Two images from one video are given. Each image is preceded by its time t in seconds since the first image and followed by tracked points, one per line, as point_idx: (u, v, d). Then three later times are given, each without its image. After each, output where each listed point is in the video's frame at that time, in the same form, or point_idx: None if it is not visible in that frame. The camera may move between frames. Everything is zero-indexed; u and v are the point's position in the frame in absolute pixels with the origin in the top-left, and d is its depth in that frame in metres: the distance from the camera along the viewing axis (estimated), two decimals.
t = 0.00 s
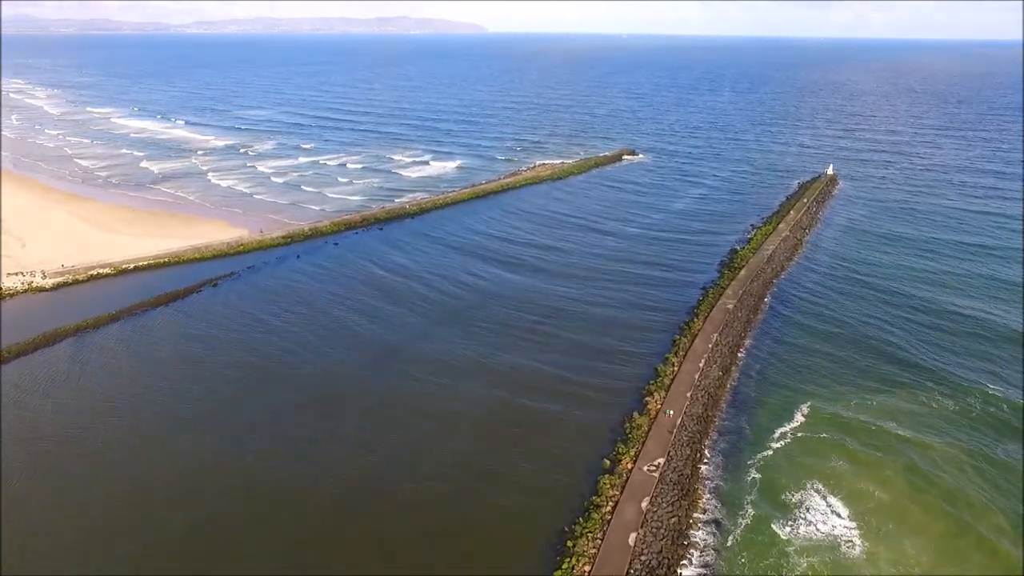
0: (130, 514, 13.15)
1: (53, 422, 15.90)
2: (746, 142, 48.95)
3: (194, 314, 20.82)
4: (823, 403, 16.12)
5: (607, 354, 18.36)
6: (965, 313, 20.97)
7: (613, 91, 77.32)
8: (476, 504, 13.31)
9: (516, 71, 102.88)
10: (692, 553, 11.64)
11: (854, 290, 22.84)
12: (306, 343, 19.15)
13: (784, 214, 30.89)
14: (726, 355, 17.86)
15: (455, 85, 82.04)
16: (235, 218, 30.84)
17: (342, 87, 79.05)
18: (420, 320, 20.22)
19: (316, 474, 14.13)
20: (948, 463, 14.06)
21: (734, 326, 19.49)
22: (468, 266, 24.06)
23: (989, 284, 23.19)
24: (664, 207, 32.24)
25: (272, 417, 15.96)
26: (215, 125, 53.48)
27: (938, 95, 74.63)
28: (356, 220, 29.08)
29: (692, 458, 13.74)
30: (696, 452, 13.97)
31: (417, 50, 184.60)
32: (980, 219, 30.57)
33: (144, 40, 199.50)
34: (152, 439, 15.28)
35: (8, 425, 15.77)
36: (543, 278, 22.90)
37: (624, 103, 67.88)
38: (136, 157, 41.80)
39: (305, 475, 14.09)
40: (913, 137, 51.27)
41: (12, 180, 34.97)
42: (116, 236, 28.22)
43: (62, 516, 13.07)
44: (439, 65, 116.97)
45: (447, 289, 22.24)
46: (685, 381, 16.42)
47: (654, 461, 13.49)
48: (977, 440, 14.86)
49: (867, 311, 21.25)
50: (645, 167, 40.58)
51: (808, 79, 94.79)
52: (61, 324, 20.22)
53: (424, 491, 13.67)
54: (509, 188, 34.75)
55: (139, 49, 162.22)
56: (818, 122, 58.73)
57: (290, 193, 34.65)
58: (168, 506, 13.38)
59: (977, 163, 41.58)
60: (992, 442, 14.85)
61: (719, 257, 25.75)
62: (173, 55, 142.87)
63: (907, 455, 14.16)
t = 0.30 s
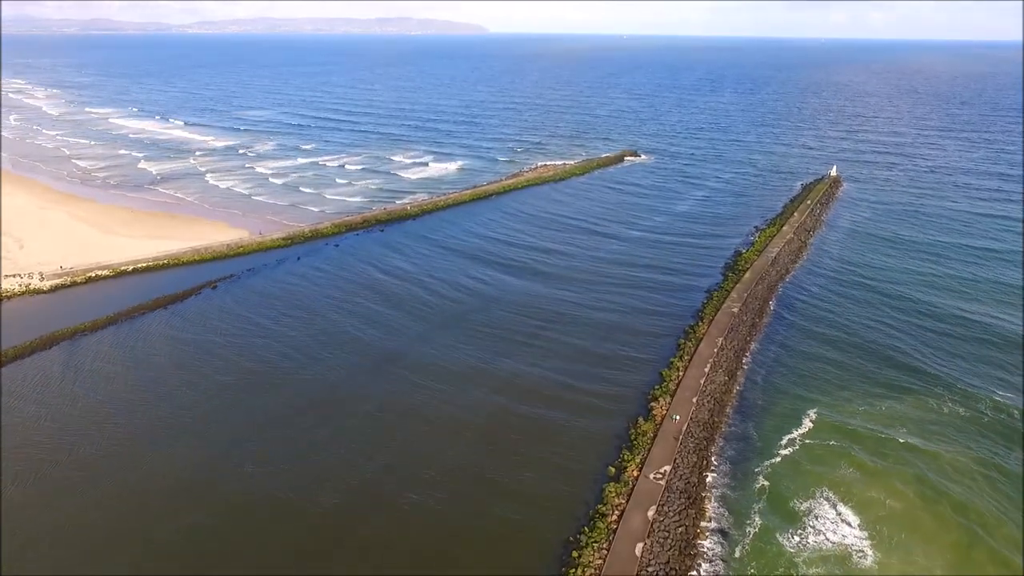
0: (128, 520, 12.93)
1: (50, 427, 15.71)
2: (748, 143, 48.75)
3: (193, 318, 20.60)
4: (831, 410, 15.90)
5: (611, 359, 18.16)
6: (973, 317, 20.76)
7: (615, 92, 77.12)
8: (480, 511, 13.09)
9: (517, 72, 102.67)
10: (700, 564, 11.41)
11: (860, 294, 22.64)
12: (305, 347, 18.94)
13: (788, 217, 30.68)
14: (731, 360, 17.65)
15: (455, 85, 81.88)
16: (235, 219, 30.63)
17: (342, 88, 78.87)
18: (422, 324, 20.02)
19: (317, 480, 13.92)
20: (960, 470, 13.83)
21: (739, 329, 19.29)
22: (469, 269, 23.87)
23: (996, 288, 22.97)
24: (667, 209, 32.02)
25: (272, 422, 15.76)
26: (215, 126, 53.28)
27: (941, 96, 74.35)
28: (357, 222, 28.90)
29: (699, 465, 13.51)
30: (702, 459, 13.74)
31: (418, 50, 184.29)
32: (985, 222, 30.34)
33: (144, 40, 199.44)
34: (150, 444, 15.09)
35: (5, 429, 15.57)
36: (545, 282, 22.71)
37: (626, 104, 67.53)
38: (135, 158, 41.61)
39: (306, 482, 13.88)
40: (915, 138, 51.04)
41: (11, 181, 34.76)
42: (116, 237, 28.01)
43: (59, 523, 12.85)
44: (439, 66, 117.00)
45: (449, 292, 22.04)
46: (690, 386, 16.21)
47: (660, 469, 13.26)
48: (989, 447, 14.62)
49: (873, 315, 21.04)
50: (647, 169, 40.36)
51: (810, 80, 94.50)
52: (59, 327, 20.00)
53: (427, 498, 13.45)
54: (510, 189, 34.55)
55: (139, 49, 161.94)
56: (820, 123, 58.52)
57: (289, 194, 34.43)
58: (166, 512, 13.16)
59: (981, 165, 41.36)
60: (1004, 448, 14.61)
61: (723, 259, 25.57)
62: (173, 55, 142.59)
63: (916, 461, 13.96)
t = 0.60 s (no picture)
0: (124, 525, 12.75)
1: (46, 431, 15.54)
2: (750, 144, 48.54)
3: (192, 321, 20.36)
4: (838, 416, 15.67)
5: (614, 364, 17.92)
6: (981, 322, 20.54)
7: (616, 92, 76.85)
8: (482, 517, 12.90)
9: (518, 72, 102.39)
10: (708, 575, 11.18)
11: (865, 297, 22.46)
12: (305, 351, 18.71)
13: (792, 218, 30.48)
14: (737, 364, 17.43)
15: (456, 86, 81.66)
16: (234, 221, 30.36)
17: (342, 88, 78.60)
18: (423, 327, 19.84)
19: (317, 485, 13.74)
20: (972, 478, 13.59)
21: (744, 333, 19.08)
22: (471, 271, 23.69)
23: (1003, 292, 22.76)
24: (669, 210, 31.82)
25: (271, 426, 15.58)
26: (214, 126, 52.98)
27: (943, 97, 74.06)
28: (358, 223, 28.73)
29: (706, 473, 13.29)
30: (709, 466, 13.52)
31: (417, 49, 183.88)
32: (990, 224, 30.15)
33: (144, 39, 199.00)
34: (148, 448, 14.93)
35: None
36: (547, 284, 22.52)
37: (627, 104, 67.27)
38: (134, 158, 41.34)
39: (306, 486, 13.70)
40: (918, 139, 50.82)
41: (8, 181, 34.47)
42: (114, 237, 27.75)
43: (54, 529, 12.68)
44: (438, 65, 116.94)
45: (451, 294, 21.87)
46: (695, 391, 15.99)
47: (666, 477, 13.03)
48: (1001, 454, 14.36)
49: (879, 318, 20.86)
50: (649, 170, 40.13)
51: (812, 80, 94.19)
52: (58, 329, 19.84)
53: (428, 504, 13.26)
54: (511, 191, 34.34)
55: (138, 49, 161.42)
56: (822, 124, 58.30)
57: (289, 195, 34.18)
58: (163, 517, 12.99)
59: (984, 166, 41.17)
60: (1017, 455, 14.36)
61: (727, 261, 25.37)
62: (173, 54, 142.09)
63: (927, 469, 13.74)
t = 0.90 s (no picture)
0: (124, 526, 12.65)
1: (44, 432, 15.40)
2: (752, 145, 48.34)
3: (191, 324, 20.11)
4: (846, 423, 15.45)
5: (617, 369, 17.69)
6: (989, 327, 20.33)
7: (617, 93, 76.62)
8: (485, 520, 12.76)
9: (519, 73, 102.21)
10: None
11: (872, 301, 22.27)
12: (305, 354, 18.50)
13: (796, 220, 30.28)
14: (743, 369, 17.21)
15: (457, 86, 81.51)
16: (233, 222, 30.13)
17: (343, 88, 78.44)
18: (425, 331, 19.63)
19: (318, 487, 13.64)
20: (984, 487, 13.36)
21: (750, 337, 18.88)
22: (473, 274, 23.49)
23: (1011, 296, 22.56)
24: (672, 212, 31.62)
25: (273, 427, 15.48)
26: (214, 126, 52.76)
27: (945, 97, 73.79)
28: (359, 224, 28.55)
29: (713, 481, 13.05)
30: (716, 474, 13.29)
31: (417, 50, 183.61)
32: (995, 226, 29.95)
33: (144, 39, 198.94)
34: (149, 448, 14.84)
35: None
36: (550, 288, 22.33)
37: (629, 105, 67.07)
38: (133, 159, 41.09)
39: (307, 488, 13.60)
40: (922, 140, 50.65)
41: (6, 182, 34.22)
42: (113, 239, 27.50)
43: (54, 528, 12.60)
44: (439, 65, 116.97)
45: (453, 297, 21.68)
46: (702, 397, 15.77)
47: (673, 485, 12.80)
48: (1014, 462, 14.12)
49: (885, 322, 20.66)
50: (652, 171, 39.92)
51: (813, 81, 93.99)
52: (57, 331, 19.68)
53: (429, 505, 13.15)
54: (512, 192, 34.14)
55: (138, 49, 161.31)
56: (824, 125, 58.10)
57: (289, 196, 33.98)
58: (163, 517, 12.89)
59: (989, 168, 40.97)
60: None
61: (731, 264, 25.17)
62: (173, 54, 141.95)
63: (938, 476, 13.53)
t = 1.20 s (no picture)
0: (125, 526, 12.60)
1: (43, 433, 15.31)
2: (754, 146, 48.10)
3: (189, 327, 19.87)
4: (856, 430, 15.22)
5: (621, 374, 17.45)
6: (997, 331, 20.09)
7: (619, 94, 76.33)
8: (488, 523, 12.69)
9: (520, 73, 102.03)
10: None
11: (878, 305, 22.05)
12: (305, 358, 18.26)
13: (800, 222, 30.07)
14: (749, 375, 16.99)
15: (458, 86, 81.31)
16: (233, 224, 29.88)
17: (344, 89, 78.20)
18: (427, 335, 19.41)
19: (319, 488, 13.56)
20: (998, 496, 13.10)
21: (756, 341, 18.68)
22: (475, 277, 23.27)
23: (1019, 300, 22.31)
24: (675, 215, 31.40)
25: (273, 428, 15.37)
26: (214, 127, 52.58)
27: (948, 99, 73.51)
28: (360, 226, 28.35)
29: (721, 490, 12.82)
30: (724, 483, 13.06)
31: (418, 50, 183.41)
32: (1001, 229, 29.72)
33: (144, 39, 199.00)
34: (149, 448, 14.77)
35: None
36: (553, 292, 22.11)
37: (630, 106, 66.83)
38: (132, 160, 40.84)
39: (307, 489, 13.53)
40: (925, 142, 50.34)
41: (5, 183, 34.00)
42: (111, 240, 27.24)
43: (54, 528, 12.54)
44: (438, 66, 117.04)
45: (455, 301, 21.45)
46: (708, 403, 15.53)
47: (680, 494, 12.55)
48: None
49: (893, 327, 20.44)
50: (654, 173, 39.68)
51: (815, 82, 93.67)
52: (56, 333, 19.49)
53: (431, 507, 13.08)
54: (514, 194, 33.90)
55: (139, 49, 161.31)
56: (827, 126, 57.81)
57: (289, 198, 33.76)
58: (163, 517, 12.84)
59: (993, 170, 40.73)
60: None
61: (736, 267, 24.97)
62: (173, 55, 141.84)
63: (949, 484, 13.31)
